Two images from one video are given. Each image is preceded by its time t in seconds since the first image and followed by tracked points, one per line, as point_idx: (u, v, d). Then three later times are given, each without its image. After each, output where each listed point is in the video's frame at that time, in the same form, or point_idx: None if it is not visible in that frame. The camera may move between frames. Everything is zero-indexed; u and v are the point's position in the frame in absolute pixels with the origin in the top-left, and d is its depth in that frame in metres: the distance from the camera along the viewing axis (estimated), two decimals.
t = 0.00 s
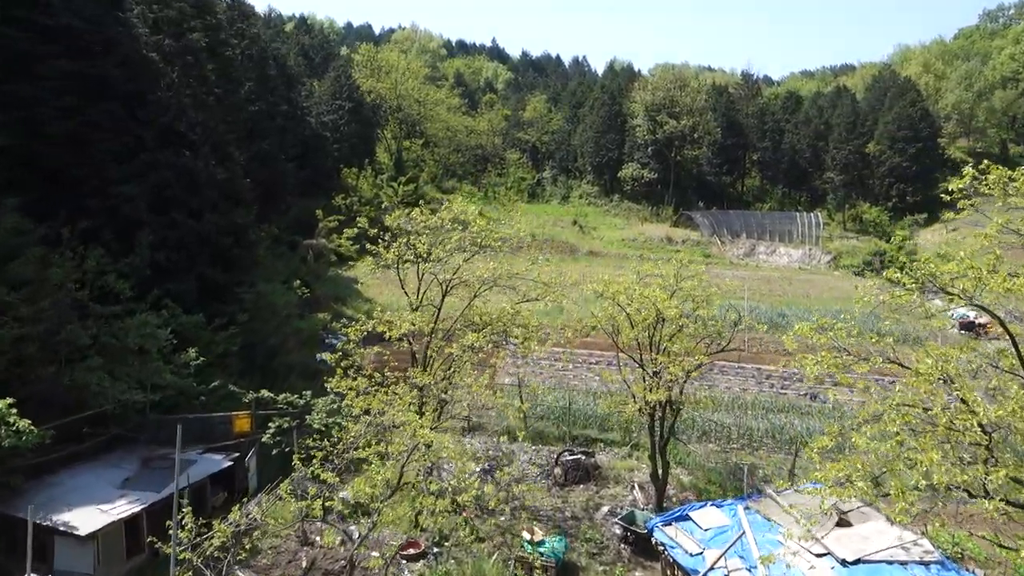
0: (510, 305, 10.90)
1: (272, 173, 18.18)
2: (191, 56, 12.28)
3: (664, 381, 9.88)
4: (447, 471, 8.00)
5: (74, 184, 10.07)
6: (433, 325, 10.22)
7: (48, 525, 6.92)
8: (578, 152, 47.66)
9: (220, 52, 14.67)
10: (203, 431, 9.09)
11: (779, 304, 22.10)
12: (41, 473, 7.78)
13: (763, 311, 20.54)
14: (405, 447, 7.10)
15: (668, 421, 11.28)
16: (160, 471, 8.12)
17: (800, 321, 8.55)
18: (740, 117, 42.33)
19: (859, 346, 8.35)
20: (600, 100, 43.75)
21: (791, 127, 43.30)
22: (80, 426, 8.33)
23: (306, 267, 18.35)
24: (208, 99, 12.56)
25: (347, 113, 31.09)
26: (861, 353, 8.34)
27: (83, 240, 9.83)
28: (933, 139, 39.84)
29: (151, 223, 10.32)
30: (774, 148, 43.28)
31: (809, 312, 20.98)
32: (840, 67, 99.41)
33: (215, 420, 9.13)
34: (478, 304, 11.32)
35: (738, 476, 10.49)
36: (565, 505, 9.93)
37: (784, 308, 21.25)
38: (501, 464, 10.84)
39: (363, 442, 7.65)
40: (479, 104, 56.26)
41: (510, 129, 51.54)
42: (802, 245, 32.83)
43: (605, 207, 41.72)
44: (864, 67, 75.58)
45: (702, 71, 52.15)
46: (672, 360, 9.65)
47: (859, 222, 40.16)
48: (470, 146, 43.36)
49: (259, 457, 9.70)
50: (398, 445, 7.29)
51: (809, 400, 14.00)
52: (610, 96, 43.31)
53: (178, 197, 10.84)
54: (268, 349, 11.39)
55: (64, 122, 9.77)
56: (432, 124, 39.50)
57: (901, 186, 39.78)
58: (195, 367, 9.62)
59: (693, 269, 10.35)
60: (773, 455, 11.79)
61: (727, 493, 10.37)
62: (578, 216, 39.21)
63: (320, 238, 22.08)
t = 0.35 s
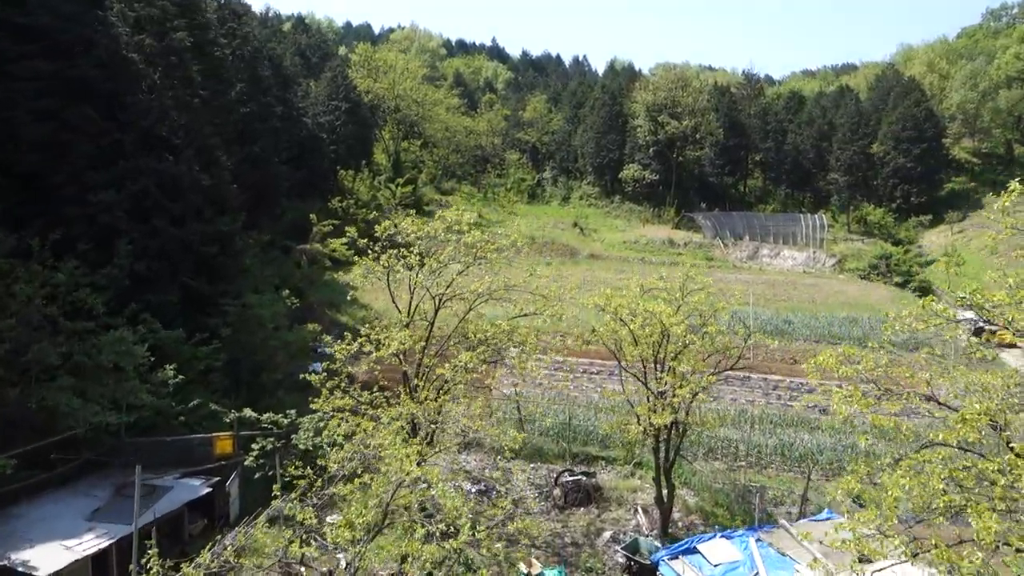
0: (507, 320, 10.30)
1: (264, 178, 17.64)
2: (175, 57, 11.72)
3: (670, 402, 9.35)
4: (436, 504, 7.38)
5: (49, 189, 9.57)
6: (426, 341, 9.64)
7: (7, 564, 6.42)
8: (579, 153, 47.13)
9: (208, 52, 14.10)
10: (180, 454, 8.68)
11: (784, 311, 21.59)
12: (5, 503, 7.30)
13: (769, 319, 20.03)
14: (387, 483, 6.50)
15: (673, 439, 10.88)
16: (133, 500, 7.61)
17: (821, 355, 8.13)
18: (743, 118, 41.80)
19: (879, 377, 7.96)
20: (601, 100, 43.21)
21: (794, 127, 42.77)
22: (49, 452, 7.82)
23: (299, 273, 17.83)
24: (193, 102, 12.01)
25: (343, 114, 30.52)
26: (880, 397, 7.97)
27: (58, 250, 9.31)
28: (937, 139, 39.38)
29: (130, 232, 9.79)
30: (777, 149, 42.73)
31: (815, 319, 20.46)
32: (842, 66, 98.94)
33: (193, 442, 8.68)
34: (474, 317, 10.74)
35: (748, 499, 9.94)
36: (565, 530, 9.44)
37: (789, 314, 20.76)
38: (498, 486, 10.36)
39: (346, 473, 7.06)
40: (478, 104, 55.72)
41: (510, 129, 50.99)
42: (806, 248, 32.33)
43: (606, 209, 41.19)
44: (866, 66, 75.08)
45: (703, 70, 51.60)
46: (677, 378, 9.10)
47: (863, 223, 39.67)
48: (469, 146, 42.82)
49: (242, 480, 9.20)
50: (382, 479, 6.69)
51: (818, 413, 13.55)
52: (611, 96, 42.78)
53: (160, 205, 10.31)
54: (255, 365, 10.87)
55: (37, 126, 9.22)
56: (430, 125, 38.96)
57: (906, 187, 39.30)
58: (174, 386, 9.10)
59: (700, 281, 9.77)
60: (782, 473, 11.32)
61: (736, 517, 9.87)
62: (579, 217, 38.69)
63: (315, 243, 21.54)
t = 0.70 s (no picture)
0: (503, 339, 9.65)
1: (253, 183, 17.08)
2: (156, 58, 11.13)
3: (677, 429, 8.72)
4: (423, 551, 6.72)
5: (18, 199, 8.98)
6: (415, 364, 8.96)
7: None
8: (580, 153, 46.55)
9: (194, 53, 13.51)
10: (156, 482, 7.99)
11: (791, 317, 21.04)
12: None
13: (775, 326, 19.47)
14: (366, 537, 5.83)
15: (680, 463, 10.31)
16: (100, 537, 7.07)
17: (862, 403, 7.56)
18: (746, 118, 41.22)
19: (911, 416, 7.40)
20: (602, 101, 42.63)
21: (798, 128, 42.18)
22: (11, 484, 7.26)
23: (290, 281, 17.31)
24: (175, 105, 11.43)
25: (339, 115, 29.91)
26: (911, 446, 7.54)
27: (26, 264, 8.75)
28: (943, 140, 38.87)
29: (104, 244, 9.23)
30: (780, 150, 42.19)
31: (823, 326, 19.91)
32: (844, 65, 98.24)
33: (170, 468, 8.01)
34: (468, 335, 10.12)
35: (757, 527, 9.35)
36: (564, 562, 8.92)
37: (796, 322, 20.23)
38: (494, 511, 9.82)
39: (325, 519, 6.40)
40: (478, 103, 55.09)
41: (510, 129, 50.39)
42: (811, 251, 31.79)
43: (607, 211, 40.66)
44: (869, 66, 74.51)
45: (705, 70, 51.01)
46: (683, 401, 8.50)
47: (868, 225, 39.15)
48: (468, 147, 42.24)
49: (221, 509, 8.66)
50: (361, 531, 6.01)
51: (828, 430, 13.05)
52: (612, 96, 42.18)
53: (137, 215, 9.75)
54: (238, 383, 10.40)
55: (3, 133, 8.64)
56: (429, 125, 38.40)
57: (912, 188, 38.82)
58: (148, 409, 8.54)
59: (709, 297, 9.04)
60: (793, 495, 10.75)
61: (745, 545, 9.35)
62: (580, 220, 38.16)
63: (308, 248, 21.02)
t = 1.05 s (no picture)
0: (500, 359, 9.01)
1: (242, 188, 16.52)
2: (136, 59, 10.51)
3: (686, 460, 8.13)
4: None
5: None
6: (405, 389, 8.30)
7: None
8: (581, 155, 46.06)
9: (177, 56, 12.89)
10: (127, 515, 7.48)
11: (797, 326, 20.49)
12: None
13: (782, 335, 18.91)
14: None
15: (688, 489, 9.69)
16: None
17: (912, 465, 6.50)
18: (749, 119, 40.63)
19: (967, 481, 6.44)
20: (604, 101, 42.11)
21: (802, 129, 41.61)
22: None
23: (282, 289, 16.76)
24: (157, 109, 10.82)
25: (335, 116, 29.31)
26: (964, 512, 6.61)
27: None
28: (949, 141, 38.36)
29: (76, 258, 8.64)
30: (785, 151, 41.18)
31: (831, 335, 19.36)
32: (846, 65, 97.66)
33: (142, 501, 7.51)
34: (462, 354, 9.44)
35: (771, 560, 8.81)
36: None
37: (803, 331, 19.70)
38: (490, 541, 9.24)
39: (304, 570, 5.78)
40: (478, 104, 54.58)
41: (510, 130, 49.88)
42: (816, 255, 31.23)
43: (608, 213, 40.11)
44: (872, 67, 74.02)
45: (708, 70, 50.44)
46: (691, 427, 7.89)
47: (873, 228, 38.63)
48: (467, 148, 41.68)
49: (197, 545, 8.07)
50: None
51: (841, 448, 12.53)
52: (613, 97, 41.59)
53: (112, 226, 9.16)
54: (221, 403, 9.85)
55: None
56: (429, 126, 37.85)
57: (917, 190, 38.31)
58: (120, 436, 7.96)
59: (721, 318, 8.40)
60: (807, 520, 10.21)
61: None
62: (581, 222, 37.61)
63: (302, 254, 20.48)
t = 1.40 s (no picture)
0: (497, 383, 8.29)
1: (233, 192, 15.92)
2: (114, 61, 9.91)
3: (701, 498, 7.46)
4: None
5: None
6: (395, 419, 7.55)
7: None
8: (582, 156, 45.47)
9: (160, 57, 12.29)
10: (94, 555, 6.87)
11: (806, 335, 19.87)
12: None
13: (792, 346, 18.30)
14: None
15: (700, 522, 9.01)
16: None
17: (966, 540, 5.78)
18: (754, 120, 39.97)
19: None
20: (605, 101, 41.51)
21: (807, 130, 40.96)
22: None
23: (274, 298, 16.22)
24: (136, 113, 10.22)
25: (332, 117, 28.68)
26: None
27: None
28: (957, 142, 37.75)
29: (44, 274, 8.07)
30: (790, 152, 40.52)
31: (842, 344, 18.73)
32: (850, 65, 97.06)
33: (111, 540, 6.95)
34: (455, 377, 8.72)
35: None
36: None
37: (813, 340, 19.12)
38: None
39: None
40: (478, 104, 53.97)
41: (511, 131, 49.28)
42: (823, 259, 30.61)
43: (610, 216, 39.52)
44: (877, 66, 73.35)
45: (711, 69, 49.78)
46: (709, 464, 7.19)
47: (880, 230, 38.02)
48: (467, 149, 41.07)
49: None
50: None
51: (857, 468, 11.96)
52: (615, 97, 40.91)
53: (85, 239, 8.57)
54: (203, 427, 9.29)
55: None
56: (428, 127, 37.23)
57: (923, 192, 37.71)
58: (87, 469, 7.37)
59: (737, 342, 7.74)
60: (826, 550, 9.62)
61: None
62: (583, 224, 37.00)
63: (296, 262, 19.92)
